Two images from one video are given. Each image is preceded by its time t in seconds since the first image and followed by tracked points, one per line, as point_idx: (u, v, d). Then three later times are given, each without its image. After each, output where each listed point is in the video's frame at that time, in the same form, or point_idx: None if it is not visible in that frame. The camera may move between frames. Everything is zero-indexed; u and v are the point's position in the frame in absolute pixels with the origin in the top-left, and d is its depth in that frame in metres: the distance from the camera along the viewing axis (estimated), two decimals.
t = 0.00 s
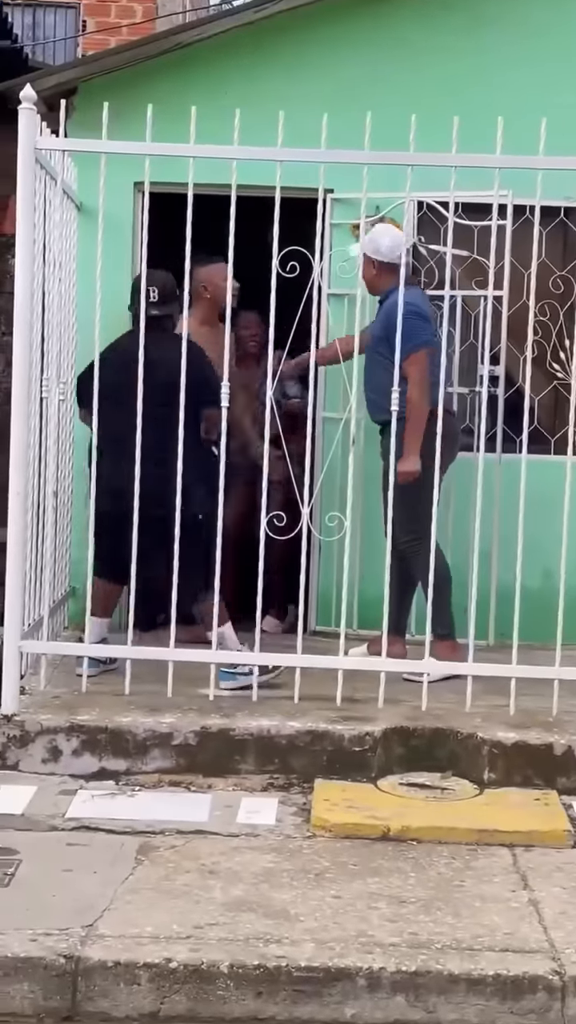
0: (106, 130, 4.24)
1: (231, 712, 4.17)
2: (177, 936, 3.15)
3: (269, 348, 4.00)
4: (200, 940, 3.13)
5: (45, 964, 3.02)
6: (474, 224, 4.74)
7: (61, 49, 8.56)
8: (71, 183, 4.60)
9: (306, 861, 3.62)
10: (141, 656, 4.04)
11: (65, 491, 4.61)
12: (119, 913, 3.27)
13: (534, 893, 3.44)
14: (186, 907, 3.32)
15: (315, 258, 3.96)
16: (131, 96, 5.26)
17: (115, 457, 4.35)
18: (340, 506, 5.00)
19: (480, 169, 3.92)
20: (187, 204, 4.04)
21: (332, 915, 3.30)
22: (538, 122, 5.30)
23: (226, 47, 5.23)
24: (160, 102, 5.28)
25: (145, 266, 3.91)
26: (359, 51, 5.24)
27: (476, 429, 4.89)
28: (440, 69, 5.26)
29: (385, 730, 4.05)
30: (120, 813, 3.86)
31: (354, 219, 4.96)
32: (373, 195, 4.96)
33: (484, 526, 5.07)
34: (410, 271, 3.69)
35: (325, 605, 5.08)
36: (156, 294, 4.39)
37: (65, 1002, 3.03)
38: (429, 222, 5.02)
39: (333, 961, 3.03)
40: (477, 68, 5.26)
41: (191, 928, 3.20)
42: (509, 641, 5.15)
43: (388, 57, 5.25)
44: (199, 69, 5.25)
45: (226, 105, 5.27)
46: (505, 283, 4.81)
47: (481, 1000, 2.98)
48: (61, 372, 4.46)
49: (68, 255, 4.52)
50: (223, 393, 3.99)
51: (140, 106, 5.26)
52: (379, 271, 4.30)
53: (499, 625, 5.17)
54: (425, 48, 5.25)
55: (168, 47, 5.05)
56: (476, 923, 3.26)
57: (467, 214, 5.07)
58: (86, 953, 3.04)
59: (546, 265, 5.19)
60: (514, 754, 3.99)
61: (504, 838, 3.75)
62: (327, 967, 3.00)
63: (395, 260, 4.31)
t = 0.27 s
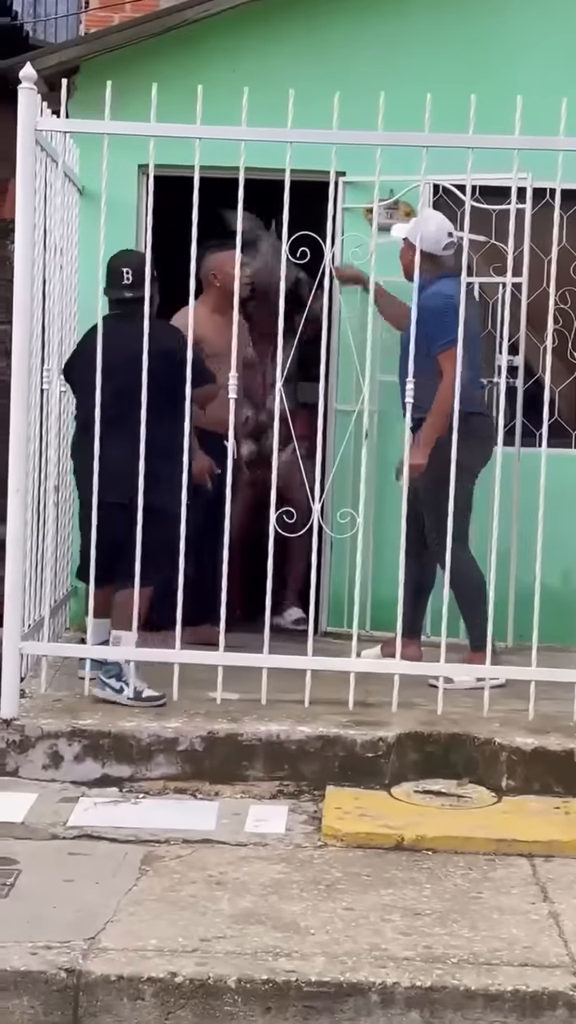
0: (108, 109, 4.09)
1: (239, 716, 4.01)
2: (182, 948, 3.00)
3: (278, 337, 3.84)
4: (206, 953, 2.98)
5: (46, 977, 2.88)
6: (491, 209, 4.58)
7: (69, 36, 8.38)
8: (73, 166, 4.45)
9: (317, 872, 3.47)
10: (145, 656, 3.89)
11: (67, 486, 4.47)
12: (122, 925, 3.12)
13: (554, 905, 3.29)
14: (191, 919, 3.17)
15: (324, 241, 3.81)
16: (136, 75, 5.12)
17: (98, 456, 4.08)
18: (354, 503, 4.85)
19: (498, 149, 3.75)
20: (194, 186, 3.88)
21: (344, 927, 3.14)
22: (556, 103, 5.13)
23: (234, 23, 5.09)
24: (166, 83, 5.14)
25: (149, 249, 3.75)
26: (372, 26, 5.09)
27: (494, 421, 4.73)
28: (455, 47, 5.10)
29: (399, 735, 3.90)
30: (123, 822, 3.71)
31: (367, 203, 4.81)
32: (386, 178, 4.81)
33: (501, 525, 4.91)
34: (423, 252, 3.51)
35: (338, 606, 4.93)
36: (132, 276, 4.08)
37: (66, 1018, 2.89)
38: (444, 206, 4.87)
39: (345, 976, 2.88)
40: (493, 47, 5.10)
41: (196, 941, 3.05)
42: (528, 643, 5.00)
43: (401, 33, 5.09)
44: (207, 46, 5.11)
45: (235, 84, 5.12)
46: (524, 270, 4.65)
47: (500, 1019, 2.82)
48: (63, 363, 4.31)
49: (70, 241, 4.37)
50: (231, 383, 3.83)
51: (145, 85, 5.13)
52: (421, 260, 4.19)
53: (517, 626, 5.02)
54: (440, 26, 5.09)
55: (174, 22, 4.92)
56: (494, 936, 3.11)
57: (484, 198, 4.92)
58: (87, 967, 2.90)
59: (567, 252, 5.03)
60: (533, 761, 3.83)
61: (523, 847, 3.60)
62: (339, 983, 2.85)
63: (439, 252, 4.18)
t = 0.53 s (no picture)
0: (118, 93, 4.09)
1: (248, 703, 4.00)
2: (191, 935, 2.99)
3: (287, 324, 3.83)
4: (214, 940, 2.98)
5: (52, 965, 2.87)
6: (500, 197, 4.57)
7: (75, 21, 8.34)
8: (82, 153, 4.44)
9: (326, 859, 3.46)
10: (153, 644, 3.88)
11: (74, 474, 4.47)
12: (131, 912, 3.11)
13: (564, 893, 3.28)
14: (200, 906, 3.17)
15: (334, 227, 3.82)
16: (144, 60, 5.12)
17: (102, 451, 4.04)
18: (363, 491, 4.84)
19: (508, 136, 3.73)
20: (203, 172, 3.86)
21: (353, 914, 3.13)
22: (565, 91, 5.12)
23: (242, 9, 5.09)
24: (175, 71, 5.14)
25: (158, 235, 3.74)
26: (380, 13, 5.09)
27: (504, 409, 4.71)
28: (463, 35, 5.09)
29: (409, 723, 3.89)
30: (131, 809, 3.70)
31: (376, 190, 4.81)
32: (395, 165, 4.81)
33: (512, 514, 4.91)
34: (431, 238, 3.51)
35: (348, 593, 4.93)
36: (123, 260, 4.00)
37: (74, 1005, 2.88)
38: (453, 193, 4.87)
39: (354, 962, 2.87)
40: (501, 35, 5.09)
41: (205, 928, 3.04)
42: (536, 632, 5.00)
43: (409, 21, 5.09)
44: (215, 33, 5.11)
45: (243, 70, 5.13)
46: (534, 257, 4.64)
47: (510, 1005, 2.82)
48: (71, 350, 4.31)
49: (79, 228, 4.36)
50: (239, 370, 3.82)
51: (153, 71, 5.13)
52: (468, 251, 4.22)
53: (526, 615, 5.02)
54: (448, 14, 5.08)
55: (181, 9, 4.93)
56: (504, 924, 3.10)
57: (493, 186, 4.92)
58: (95, 954, 2.89)
59: None
60: (542, 748, 3.82)
61: (532, 835, 3.58)
62: (348, 969, 2.84)
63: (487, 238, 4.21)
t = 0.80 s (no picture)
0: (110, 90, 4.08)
1: (243, 701, 3.99)
2: (186, 934, 2.99)
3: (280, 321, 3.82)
4: (209, 939, 2.97)
5: (47, 964, 2.86)
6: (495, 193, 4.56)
7: (69, 17, 8.29)
8: (74, 150, 4.43)
9: (321, 857, 3.45)
10: (148, 643, 3.87)
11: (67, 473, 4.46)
12: (125, 911, 3.10)
13: (560, 890, 3.27)
14: (196, 904, 3.16)
15: (328, 225, 3.82)
16: (136, 57, 5.11)
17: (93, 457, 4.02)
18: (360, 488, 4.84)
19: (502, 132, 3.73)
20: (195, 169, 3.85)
21: (348, 912, 3.13)
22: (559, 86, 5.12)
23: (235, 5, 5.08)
24: (167, 67, 5.13)
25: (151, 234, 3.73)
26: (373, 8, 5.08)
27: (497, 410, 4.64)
28: (457, 30, 5.08)
29: (404, 720, 3.87)
30: (126, 808, 3.70)
31: (369, 188, 4.82)
32: (389, 161, 4.80)
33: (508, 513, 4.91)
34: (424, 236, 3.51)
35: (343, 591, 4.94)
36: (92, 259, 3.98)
37: (69, 1004, 2.88)
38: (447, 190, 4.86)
39: (350, 960, 2.87)
40: (495, 30, 5.08)
41: (200, 927, 3.03)
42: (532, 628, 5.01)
43: (403, 16, 5.08)
44: (207, 29, 5.11)
45: (236, 66, 5.12)
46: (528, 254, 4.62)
47: (505, 1002, 2.81)
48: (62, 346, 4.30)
49: (72, 226, 4.35)
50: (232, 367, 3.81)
51: (145, 68, 5.12)
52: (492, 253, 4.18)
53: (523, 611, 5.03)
54: (441, 9, 5.07)
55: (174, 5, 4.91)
56: (499, 921, 3.09)
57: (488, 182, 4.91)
58: (90, 953, 2.88)
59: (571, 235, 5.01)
60: (538, 745, 3.82)
61: (527, 832, 3.58)
62: (343, 968, 2.84)
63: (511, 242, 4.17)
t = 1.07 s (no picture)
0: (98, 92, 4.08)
1: (233, 705, 3.99)
2: (176, 938, 2.98)
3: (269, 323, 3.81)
4: (200, 943, 2.96)
5: (36, 969, 2.86)
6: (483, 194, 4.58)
7: (59, 20, 8.25)
8: (63, 153, 4.43)
9: (312, 860, 3.45)
10: (138, 645, 3.87)
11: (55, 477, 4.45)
12: (115, 916, 3.10)
13: (550, 892, 3.27)
14: (186, 908, 3.15)
15: (317, 228, 3.82)
16: (125, 59, 5.12)
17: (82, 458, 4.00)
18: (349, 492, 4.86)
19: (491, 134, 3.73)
20: (184, 171, 3.84)
21: (338, 916, 3.12)
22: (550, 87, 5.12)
23: (223, 7, 5.08)
24: (155, 69, 5.13)
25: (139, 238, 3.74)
26: (363, 10, 5.08)
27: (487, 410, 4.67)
28: (447, 31, 5.09)
29: (395, 723, 3.87)
30: (116, 812, 3.69)
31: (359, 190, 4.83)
32: (378, 164, 4.81)
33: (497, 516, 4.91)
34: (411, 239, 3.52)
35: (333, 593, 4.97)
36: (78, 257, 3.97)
37: (59, 1009, 2.87)
38: (437, 191, 4.86)
39: (340, 964, 2.86)
40: (485, 32, 5.08)
41: (191, 931, 3.02)
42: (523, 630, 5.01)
43: (392, 17, 5.08)
44: (196, 31, 5.11)
45: (225, 69, 5.12)
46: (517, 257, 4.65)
47: (496, 1005, 2.81)
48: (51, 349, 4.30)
49: (60, 229, 4.35)
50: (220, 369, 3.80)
51: (134, 70, 5.12)
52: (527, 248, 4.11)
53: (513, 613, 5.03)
54: (431, 11, 5.08)
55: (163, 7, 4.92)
56: (490, 923, 3.09)
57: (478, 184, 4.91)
58: (80, 958, 2.87)
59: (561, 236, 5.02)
60: (529, 747, 3.81)
61: (518, 834, 3.58)
62: (333, 971, 2.83)
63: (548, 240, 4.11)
